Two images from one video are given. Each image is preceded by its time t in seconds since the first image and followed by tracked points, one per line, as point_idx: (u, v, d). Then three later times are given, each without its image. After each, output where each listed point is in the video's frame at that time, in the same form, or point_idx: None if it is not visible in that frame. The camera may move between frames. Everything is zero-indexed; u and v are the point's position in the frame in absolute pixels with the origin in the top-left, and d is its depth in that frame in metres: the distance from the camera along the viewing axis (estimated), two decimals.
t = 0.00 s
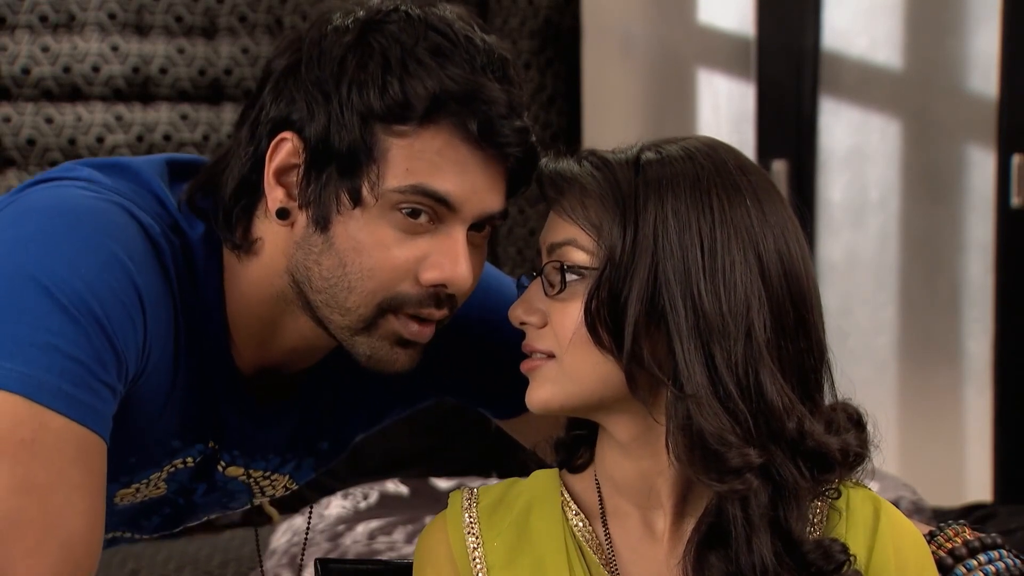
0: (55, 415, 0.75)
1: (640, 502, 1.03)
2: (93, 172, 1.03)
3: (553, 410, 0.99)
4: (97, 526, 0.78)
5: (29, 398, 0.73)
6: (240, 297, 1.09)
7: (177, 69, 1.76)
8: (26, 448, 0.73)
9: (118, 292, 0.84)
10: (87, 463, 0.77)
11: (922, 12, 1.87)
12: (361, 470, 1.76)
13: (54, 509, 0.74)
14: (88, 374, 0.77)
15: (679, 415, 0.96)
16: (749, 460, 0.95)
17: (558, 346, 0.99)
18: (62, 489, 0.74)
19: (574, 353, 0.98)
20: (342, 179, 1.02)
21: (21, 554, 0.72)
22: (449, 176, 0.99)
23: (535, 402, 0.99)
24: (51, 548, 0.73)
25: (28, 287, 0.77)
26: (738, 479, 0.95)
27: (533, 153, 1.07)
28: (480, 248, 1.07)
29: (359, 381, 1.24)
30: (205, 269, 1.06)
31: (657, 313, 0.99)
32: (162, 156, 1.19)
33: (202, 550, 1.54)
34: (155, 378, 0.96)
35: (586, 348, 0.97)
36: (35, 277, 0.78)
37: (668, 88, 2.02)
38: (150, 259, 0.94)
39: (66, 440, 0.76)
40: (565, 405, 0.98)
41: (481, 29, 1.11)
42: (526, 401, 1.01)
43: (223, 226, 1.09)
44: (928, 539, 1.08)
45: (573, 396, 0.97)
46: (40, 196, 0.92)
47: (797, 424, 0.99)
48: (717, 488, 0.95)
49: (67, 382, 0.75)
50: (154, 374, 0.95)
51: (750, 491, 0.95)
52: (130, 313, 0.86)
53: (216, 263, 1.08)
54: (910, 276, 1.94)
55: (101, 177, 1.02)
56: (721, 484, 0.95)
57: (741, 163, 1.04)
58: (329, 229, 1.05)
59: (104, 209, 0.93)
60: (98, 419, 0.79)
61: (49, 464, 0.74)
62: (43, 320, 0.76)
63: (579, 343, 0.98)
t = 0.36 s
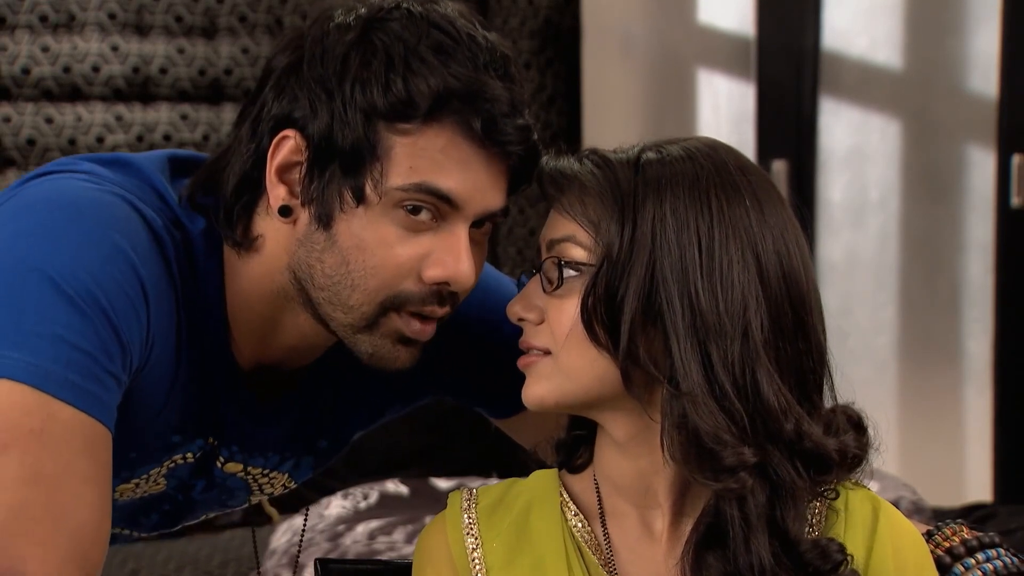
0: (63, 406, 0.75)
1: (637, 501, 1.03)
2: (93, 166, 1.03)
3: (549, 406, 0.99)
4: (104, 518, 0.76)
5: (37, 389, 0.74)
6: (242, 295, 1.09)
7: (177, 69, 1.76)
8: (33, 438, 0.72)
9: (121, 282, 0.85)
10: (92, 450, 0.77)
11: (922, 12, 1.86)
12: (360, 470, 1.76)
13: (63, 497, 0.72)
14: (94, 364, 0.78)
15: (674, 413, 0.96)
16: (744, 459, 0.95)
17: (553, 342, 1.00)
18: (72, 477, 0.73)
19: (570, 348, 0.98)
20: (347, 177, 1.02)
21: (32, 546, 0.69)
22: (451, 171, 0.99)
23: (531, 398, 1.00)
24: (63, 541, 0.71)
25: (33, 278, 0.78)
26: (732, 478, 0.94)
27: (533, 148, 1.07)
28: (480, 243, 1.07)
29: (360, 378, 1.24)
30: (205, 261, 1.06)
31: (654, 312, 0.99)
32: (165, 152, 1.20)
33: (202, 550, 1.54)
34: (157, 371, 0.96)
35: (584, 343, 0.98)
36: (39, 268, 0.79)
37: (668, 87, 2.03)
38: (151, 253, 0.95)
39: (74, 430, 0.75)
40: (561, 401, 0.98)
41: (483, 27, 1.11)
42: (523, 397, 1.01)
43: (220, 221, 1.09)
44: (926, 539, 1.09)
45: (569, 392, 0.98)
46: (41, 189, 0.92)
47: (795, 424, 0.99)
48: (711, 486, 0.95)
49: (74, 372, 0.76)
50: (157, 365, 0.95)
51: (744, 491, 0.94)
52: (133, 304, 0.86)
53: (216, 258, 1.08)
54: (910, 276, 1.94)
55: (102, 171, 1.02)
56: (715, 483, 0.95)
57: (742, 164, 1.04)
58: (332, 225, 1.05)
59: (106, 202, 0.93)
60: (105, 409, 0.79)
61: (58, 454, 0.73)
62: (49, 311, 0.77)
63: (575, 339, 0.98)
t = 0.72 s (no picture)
0: (79, 389, 0.76)
1: (634, 500, 1.02)
2: (101, 155, 1.04)
3: (545, 403, 0.98)
4: (121, 498, 0.78)
5: (53, 372, 0.75)
6: (245, 292, 1.09)
7: (177, 69, 1.76)
8: (46, 424, 0.73)
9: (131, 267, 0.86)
10: (108, 433, 0.78)
11: (922, 12, 1.87)
12: (360, 470, 1.76)
13: (82, 481, 0.73)
14: (107, 349, 0.79)
15: (669, 410, 0.96)
16: (740, 458, 0.95)
17: (549, 339, 0.99)
18: (90, 460, 0.75)
19: (567, 345, 0.98)
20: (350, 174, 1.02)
21: (53, 530, 0.71)
22: (452, 168, 1.00)
23: (526, 396, 0.99)
24: (82, 524, 0.73)
25: (46, 264, 0.79)
26: (727, 476, 0.95)
27: (534, 141, 1.06)
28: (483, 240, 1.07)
29: (360, 374, 1.23)
30: (211, 253, 1.07)
31: (651, 310, 0.98)
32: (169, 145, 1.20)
33: (202, 550, 1.54)
34: (168, 356, 0.97)
35: (580, 340, 0.98)
36: (53, 254, 0.80)
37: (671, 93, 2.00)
38: (161, 239, 0.96)
39: (90, 414, 0.77)
40: (558, 398, 0.98)
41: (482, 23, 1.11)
42: (520, 396, 1.00)
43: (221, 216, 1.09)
44: (925, 534, 1.09)
45: (565, 390, 0.97)
46: (51, 176, 0.93)
47: (793, 427, 0.99)
48: (704, 484, 0.96)
49: (87, 356, 0.77)
50: (167, 351, 0.96)
51: (739, 489, 0.95)
52: (143, 287, 0.87)
53: (222, 257, 1.08)
54: (910, 276, 1.94)
55: (110, 160, 1.03)
56: (705, 479, 0.96)
57: (743, 164, 1.04)
58: (335, 226, 1.05)
59: (115, 189, 0.94)
60: (118, 393, 0.80)
61: (74, 439, 0.74)
62: (64, 296, 0.78)
63: (572, 334, 0.98)
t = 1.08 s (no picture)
0: (85, 385, 0.76)
1: (633, 498, 1.03)
2: (105, 153, 1.04)
3: (543, 398, 0.98)
4: (124, 496, 0.79)
5: (60, 368, 0.75)
6: (252, 299, 1.09)
7: (177, 69, 1.76)
8: (52, 419, 0.73)
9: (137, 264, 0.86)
10: (114, 428, 0.79)
11: (922, 12, 1.87)
12: (360, 470, 1.76)
13: (88, 477, 0.74)
14: (113, 344, 0.80)
15: (667, 407, 0.96)
16: (737, 454, 0.95)
17: (549, 335, 1.00)
18: (96, 457, 0.75)
19: (566, 340, 0.98)
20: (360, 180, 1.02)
21: (60, 525, 0.71)
22: (459, 180, 1.00)
23: (526, 391, 0.99)
24: (88, 520, 0.73)
25: (53, 260, 0.79)
26: (724, 472, 0.95)
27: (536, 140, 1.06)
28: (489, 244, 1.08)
29: (362, 373, 1.24)
30: (215, 250, 1.08)
31: (651, 306, 0.98)
32: (174, 144, 1.20)
33: (202, 550, 1.54)
34: (173, 353, 0.97)
35: (579, 335, 0.98)
36: (60, 250, 0.80)
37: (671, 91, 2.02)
38: (166, 237, 0.97)
39: (97, 409, 0.77)
40: (556, 394, 0.98)
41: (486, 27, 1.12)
42: (518, 390, 1.00)
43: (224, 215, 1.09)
44: (925, 534, 1.09)
45: (565, 386, 0.97)
46: (55, 173, 0.93)
47: (793, 426, 0.99)
48: (700, 480, 0.96)
49: (93, 352, 0.77)
50: (171, 350, 0.96)
51: (735, 486, 0.95)
52: (148, 284, 0.87)
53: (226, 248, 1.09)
54: (910, 276, 1.94)
55: (115, 158, 1.03)
56: (702, 476, 0.96)
57: (745, 164, 1.04)
58: (344, 237, 1.05)
59: (120, 187, 0.94)
60: (122, 389, 0.80)
61: (83, 435, 0.75)
62: (71, 291, 0.78)
63: (572, 329, 0.98)
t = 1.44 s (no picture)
0: (90, 382, 0.76)
1: (634, 497, 1.03)
2: (111, 151, 1.04)
3: (543, 398, 0.98)
4: (129, 494, 0.78)
5: (65, 365, 0.75)
6: (258, 300, 1.10)
7: (177, 69, 1.76)
8: (58, 416, 0.73)
9: (143, 263, 0.86)
10: (118, 426, 0.78)
11: (922, 12, 1.88)
12: (360, 470, 1.76)
13: (92, 474, 0.74)
14: (118, 342, 0.80)
15: (667, 405, 0.96)
16: (736, 452, 0.95)
17: (549, 335, 1.00)
18: (100, 455, 0.75)
19: (565, 339, 0.98)
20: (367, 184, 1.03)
21: (64, 522, 0.71)
22: (465, 189, 1.01)
23: (526, 390, 0.99)
24: (93, 518, 0.73)
25: (59, 258, 0.80)
26: (724, 470, 0.95)
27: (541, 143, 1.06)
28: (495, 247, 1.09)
29: (366, 374, 1.24)
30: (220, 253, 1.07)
31: (650, 304, 0.98)
32: (178, 143, 1.19)
33: (202, 550, 1.54)
34: (179, 350, 0.97)
35: (579, 335, 0.98)
36: (66, 248, 0.80)
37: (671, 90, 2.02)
38: (173, 236, 0.97)
39: (102, 406, 0.77)
40: (555, 393, 0.98)
41: (487, 27, 1.12)
42: (518, 390, 1.00)
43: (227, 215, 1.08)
44: (926, 535, 1.09)
45: (566, 385, 0.97)
46: (61, 171, 0.93)
47: (793, 423, 0.99)
48: (700, 478, 0.96)
49: (98, 350, 0.77)
50: (176, 348, 0.96)
51: (735, 484, 0.95)
52: (153, 282, 0.88)
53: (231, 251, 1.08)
54: (910, 276, 1.94)
55: (122, 156, 1.03)
56: (702, 472, 0.96)
57: (743, 163, 1.05)
58: (352, 243, 1.06)
59: (126, 184, 0.94)
60: (128, 386, 0.81)
61: (87, 433, 0.75)
62: (76, 289, 0.78)
63: (572, 329, 0.98)
